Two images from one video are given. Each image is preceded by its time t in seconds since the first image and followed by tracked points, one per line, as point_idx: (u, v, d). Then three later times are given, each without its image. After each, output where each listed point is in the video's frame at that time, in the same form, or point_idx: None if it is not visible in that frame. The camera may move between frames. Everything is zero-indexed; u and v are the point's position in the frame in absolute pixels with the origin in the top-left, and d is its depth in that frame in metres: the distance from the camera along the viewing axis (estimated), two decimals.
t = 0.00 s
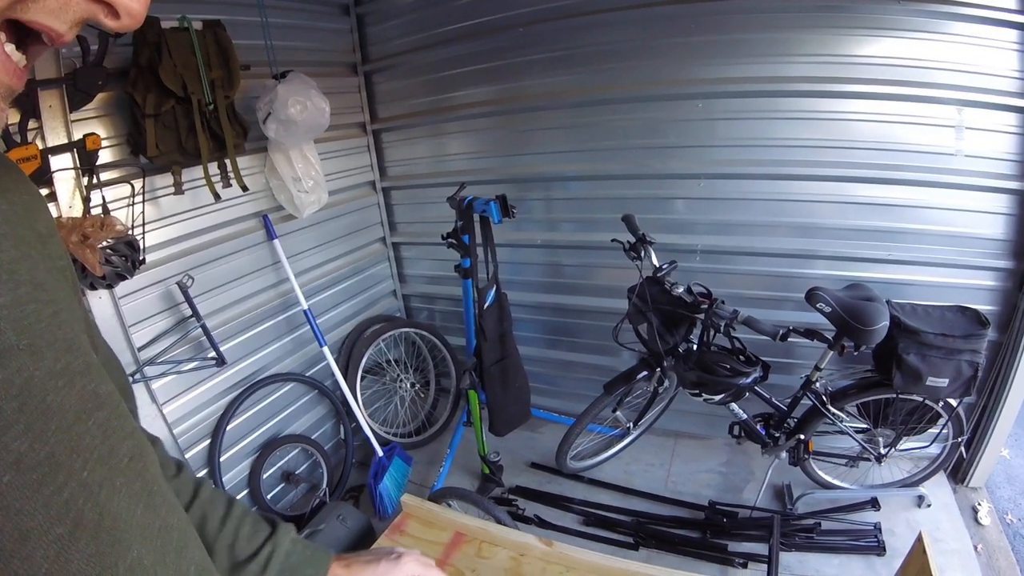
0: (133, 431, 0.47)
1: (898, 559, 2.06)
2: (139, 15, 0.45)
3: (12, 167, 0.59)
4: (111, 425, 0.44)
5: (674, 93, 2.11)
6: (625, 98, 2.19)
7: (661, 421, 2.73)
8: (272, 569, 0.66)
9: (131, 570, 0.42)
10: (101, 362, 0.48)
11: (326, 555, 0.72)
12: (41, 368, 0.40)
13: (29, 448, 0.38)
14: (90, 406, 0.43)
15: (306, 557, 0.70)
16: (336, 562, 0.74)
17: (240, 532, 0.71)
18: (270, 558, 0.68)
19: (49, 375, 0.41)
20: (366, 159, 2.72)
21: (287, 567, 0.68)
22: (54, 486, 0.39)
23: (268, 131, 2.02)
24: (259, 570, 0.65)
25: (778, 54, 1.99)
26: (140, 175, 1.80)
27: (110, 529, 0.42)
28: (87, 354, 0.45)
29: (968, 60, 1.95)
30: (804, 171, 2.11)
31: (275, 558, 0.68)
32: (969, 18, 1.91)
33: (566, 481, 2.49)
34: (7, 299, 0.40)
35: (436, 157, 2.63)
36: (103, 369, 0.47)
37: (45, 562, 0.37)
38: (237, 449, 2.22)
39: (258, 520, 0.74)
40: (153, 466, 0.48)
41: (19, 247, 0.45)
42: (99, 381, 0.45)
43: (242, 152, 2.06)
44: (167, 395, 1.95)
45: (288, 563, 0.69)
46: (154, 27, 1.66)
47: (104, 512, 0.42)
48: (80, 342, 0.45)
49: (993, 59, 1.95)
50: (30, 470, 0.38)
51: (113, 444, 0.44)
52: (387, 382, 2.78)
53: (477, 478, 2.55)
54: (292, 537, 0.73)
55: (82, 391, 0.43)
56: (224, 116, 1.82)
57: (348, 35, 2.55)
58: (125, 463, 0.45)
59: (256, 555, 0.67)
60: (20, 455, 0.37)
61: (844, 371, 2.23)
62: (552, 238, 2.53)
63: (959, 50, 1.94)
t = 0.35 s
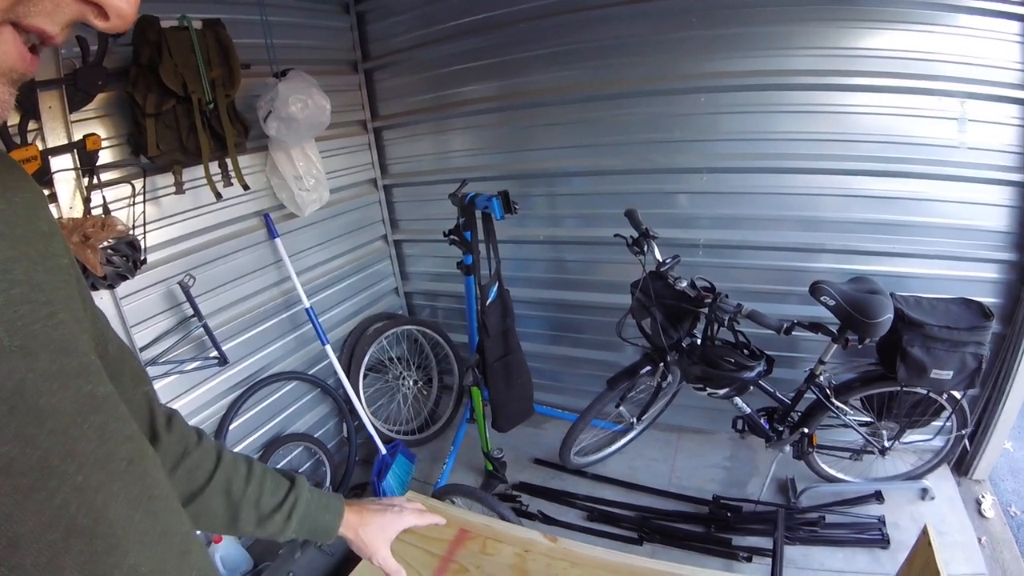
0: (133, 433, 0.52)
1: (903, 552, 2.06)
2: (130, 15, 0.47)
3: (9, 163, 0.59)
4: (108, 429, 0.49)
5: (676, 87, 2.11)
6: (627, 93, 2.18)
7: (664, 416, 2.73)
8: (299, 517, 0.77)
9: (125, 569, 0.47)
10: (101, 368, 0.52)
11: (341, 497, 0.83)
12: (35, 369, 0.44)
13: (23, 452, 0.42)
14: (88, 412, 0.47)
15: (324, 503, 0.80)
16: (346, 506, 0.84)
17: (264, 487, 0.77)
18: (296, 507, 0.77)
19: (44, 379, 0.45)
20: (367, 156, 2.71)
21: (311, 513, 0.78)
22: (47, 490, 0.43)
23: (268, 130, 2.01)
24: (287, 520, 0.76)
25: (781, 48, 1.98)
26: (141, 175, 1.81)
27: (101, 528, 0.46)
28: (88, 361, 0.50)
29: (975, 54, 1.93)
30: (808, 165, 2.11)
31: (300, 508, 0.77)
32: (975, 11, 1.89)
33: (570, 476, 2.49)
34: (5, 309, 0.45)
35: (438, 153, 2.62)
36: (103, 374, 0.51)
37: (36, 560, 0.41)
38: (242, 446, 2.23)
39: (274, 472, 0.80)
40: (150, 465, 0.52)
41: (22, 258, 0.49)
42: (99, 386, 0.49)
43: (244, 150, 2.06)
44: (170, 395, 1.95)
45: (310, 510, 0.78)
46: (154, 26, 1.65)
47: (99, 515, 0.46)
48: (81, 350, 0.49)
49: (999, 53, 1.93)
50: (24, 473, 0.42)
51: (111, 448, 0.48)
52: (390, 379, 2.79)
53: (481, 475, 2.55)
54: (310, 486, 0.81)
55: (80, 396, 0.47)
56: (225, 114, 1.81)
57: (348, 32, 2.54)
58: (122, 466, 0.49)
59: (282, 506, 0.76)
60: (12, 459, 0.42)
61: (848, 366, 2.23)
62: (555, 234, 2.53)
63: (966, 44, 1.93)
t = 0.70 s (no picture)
0: (53, 403, 0.54)
1: (825, 505, 2.21)
2: None
3: None
4: (23, 400, 0.51)
5: (618, 49, 2.10)
6: (567, 52, 2.16)
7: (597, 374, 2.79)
8: (218, 515, 0.73)
9: (47, 542, 0.50)
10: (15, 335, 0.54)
11: (273, 491, 0.77)
12: None
13: None
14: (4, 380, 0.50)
15: (250, 500, 0.75)
16: (280, 504, 0.80)
17: (177, 481, 0.74)
18: (213, 503, 0.73)
19: None
20: (298, 107, 2.60)
21: (233, 510, 0.74)
22: None
23: (194, 78, 1.92)
24: (204, 519, 0.73)
25: (721, 17, 2.01)
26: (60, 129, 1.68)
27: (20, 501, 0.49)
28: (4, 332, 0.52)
29: (910, 37, 2.01)
30: (743, 134, 2.16)
31: (217, 505, 0.73)
32: None
33: (505, 433, 2.53)
34: None
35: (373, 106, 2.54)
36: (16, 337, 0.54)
37: None
38: (169, 414, 2.17)
39: (196, 466, 0.76)
40: (70, 436, 0.54)
41: None
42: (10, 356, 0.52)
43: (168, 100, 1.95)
44: (94, 361, 1.87)
45: (231, 507, 0.74)
46: None
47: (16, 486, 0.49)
48: None
49: (933, 37, 2.02)
50: None
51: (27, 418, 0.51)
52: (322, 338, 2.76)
53: (415, 432, 2.57)
54: (235, 478, 0.77)
55: None
56: (151, 64, 1.66)
57: None
58: (39, 436, 0.52)
59: (197, 503, 0.73)
60: None
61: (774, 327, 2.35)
62: (492, 191, 2.51)
63: (901, 26, 2.00)
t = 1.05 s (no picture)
0: (63, 396, 0.52)
1: (832, 490, 2.21)
2: None
3: None
4: (33, 392, 0.49)
5: (614, 37, 2.09)
6: (561, 41, 2.15)
7: (599, 362, 2.80)
8: (232, 502, 0.73)
9: (61, 541, 0.48)
10: (24, 326, 0.51)
11: (284, 477, 0.78)
12: None
13: None
14: (13, 372, 0.48)
15: (262, 485, 0.76)
16: (290, 489, 0.80)
17: (191, 470, 0.73)
18: (227, 490, 0.73)
19: None
20: (293, 104, 2.59)
21: (246, 496, 0.75)
22: None
23: (189, 77, 1.91)
24: (219, 506, 0.73)
25: (716, 3, 2.00)
26: (56, 131, 1.67)
27: (33, 500, 0.47)
28: (9, 321, 0.49)
29: (907, 20, 1.99)
30: (742, 120, 2.15)
31: (231, 492, 0.73)
32: None
33: (510, 424, 2.54)
34: None
35: (368, 100, 2.53)
36: (25, 329, 0.51)
37: None
38: (174, 415, 2.16)
39: (209, 455, 0.75)
40: (83, 431, 0.53)
41: None
42: (21, 347, 0.49)
43: (162, 99, 1.93)
44: (98, 364, 1.87)
45: (244, 494, 0.74)
46: None
47: (29, 484, 0.47)
48: None
49: (930, 19, 2.00)
50: None
51: (37, 411, 0.49)
52: (324, 335, 2.74)
53: (420, 426, 2.58)
54: (246, 466, 0.77)
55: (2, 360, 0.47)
56: (144, 62, 1.70)
57: None
58: (51, 430, 0.50)
59: (212, 491, 0.73)
60: None
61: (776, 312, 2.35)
62: (490, 183, 2.51)
63: (898, 9, 1.98)
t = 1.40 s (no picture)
0: (67, 402, 0.51)
1: (840, 500, 2.19)
2: None
3: None
4: (39, 398, 0.48)
5: (621, 45, 2.10)
6: (568, 49, 2.16)
7: (606, 371, 2.79)
8: (236, 507, 0.73)
9: (67, 546, 0.47)
10: (29, 333, 0.50)
11: (288, 483, 0.78)
12: None
13: None
14: (18, 378, 0.46)
15: (266, 491, 0.76)
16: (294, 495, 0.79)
17: (196, 476, 0.73)
18: (232, 497, 0.73)
19: None
20: (301, 112, 2.61)
21: (251, 501, 0.74)
22: None
23: (198, 85, 1.93)
24: (223, 512, 0.72)
25: (723, 11, 2.00)
26: (66, 138, 1.68)
27: (39, 505, 0.45)
28: (15, 326, 0.48)
29: (914, 28, 1.99)
30: (749, 128, 2.15)
31: (235, 497, 0.73)
32: None
33: (517, 433, 2.53)
34: None
35: (375, 108, 2.55)
36: (30, 337, 0.50)
37: None
38: (181, 421, 2.17)
39: (214, 461, 0.75)
40: (87, 437, 0.52)
41: None
42: (26, 353, 0.48)
43: (172, 107, 1.95)
44: (105, 369, 1.88)
45: (249, 500, 0.74)
46: None
47: (35, 489, 0.45)
48: (4, 314, 0.47)
49: (937, 27, 2.00)
50: None
51: (42, 417, 0.48)
52: (332, 343, 2.76)
53: (426, 434, 2.58)
54: (251, 472, 0.77)
55: (8, 365, 0.46)
56: (154, 69, 1.71)
57: None
58: (56, 436, 0.48)
59: (217, 497, 0.73)
60: None
61: (784, 321, 2.33)
62: (498, 191, 2.51)
63: (905, 16, 1.98)
